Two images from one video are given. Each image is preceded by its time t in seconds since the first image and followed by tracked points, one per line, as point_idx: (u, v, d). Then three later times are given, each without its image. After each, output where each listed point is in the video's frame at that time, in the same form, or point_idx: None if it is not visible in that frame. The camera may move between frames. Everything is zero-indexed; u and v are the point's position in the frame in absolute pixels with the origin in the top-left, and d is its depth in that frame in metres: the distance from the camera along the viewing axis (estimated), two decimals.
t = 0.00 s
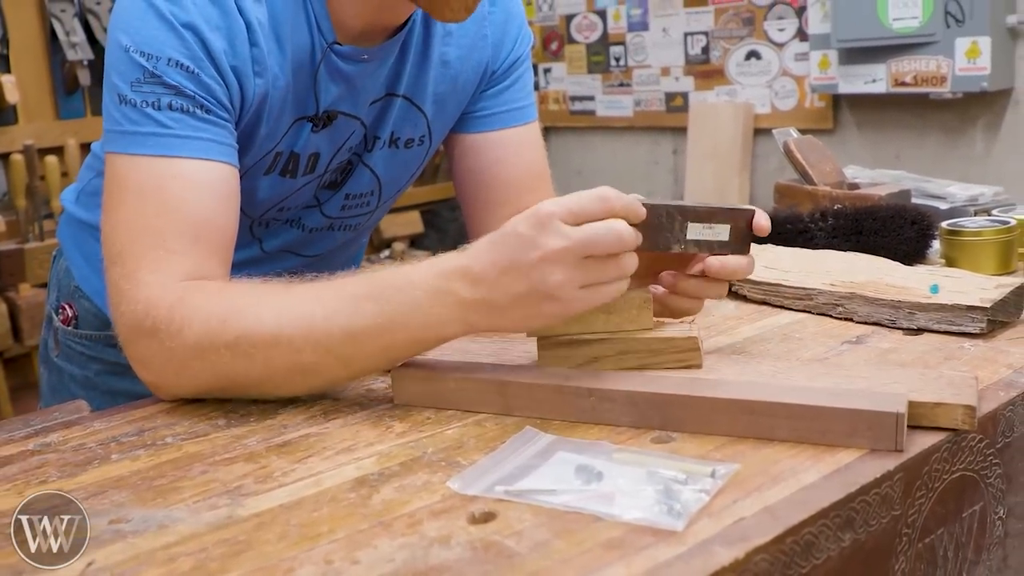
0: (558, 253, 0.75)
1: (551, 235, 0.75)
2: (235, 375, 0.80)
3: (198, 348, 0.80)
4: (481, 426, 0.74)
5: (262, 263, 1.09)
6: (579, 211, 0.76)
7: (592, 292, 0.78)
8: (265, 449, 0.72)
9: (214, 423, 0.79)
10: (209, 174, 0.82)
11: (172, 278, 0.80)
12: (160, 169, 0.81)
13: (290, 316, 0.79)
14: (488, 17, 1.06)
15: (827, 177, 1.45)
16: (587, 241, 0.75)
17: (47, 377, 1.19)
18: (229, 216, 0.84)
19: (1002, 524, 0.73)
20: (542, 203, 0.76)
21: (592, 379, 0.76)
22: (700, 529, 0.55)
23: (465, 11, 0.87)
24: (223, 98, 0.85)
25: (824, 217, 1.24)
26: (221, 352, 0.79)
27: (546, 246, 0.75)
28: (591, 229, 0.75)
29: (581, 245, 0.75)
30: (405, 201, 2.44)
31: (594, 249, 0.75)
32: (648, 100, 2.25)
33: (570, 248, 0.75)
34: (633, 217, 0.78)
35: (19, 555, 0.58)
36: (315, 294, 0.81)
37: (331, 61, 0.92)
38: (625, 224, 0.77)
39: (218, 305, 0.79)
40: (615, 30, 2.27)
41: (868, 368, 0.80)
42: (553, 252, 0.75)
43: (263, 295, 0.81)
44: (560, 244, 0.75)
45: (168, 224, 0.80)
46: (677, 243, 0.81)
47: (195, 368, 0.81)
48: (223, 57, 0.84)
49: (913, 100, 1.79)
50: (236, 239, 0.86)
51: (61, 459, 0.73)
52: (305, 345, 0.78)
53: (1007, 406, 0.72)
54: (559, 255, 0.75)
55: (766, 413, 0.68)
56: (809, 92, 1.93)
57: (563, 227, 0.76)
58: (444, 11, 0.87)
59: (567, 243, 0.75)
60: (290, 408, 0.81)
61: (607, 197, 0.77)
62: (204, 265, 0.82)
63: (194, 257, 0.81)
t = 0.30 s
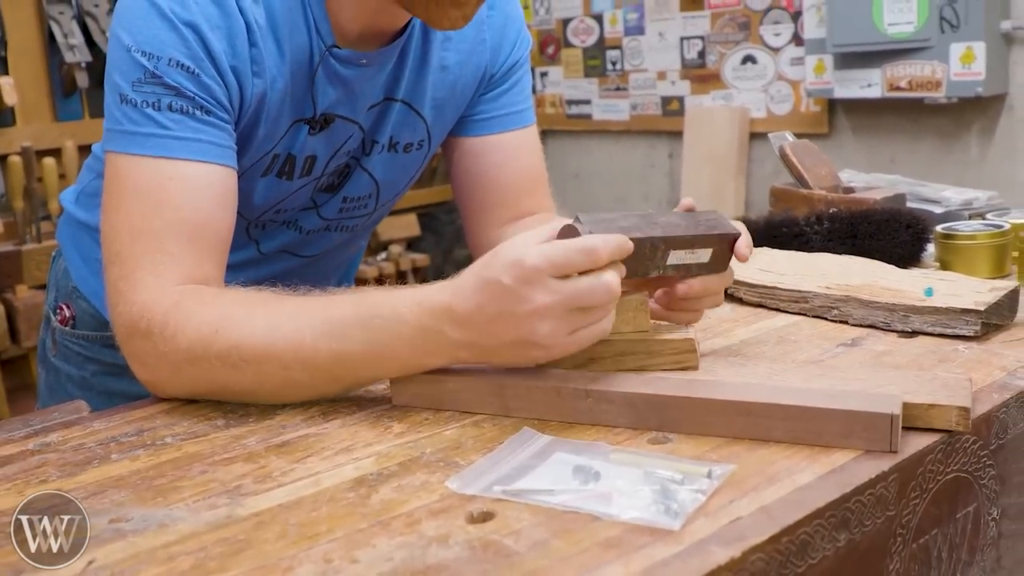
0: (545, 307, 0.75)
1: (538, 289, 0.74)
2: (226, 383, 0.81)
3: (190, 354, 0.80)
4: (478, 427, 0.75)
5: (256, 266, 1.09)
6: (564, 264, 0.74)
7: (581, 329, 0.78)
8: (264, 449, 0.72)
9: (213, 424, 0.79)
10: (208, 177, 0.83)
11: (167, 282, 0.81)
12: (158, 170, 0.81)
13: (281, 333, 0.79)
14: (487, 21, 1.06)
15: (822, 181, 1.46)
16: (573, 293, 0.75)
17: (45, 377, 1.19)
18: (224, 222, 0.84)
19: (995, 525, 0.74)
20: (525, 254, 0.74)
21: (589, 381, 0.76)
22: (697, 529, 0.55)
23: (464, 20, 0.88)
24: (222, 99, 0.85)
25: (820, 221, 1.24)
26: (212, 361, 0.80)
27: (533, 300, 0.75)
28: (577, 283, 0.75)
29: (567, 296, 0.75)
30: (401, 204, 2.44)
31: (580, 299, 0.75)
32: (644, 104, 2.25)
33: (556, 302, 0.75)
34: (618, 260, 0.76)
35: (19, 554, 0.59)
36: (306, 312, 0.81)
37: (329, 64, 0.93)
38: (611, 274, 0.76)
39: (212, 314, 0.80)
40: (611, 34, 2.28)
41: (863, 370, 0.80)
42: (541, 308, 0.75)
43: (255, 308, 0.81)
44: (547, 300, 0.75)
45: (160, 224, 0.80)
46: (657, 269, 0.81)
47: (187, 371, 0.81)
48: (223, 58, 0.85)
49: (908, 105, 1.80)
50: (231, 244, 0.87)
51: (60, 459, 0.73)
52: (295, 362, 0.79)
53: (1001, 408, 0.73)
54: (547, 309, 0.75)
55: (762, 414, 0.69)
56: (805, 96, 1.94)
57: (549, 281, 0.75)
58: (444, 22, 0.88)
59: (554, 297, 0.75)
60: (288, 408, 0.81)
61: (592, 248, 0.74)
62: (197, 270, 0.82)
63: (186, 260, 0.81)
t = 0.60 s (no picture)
0: (539, 294, 0.75)
1: (531, 277, 0.75)
2: (227, 386, 0.81)
3: (192, 357, 0.81)
4: (477, 430, 0.75)
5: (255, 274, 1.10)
6: (557, 250, 0.75)
7: (577, 321, 0.78)
8: (263, 452, 0.72)
9: (212, 427, 0.79)
10: (204, 182, 0.83)
11: (168, 287, 0.81)
12: (153, 176, 0.81)
13: (283, 334, 0.80)
14: (484, 28, 1.06)
15: (820, 185, 1.46)
16: (567, 280, 0.75)
17: (47, 380, 1.20)
18: (221, 226, 0.85)
19: (992, 529, 0.74)
20: (516, 243, 0.75)
21: (588, 384, 0.77)
22: (695, 532, 0.56)
23: (473, 25, 0.88)
24: (216, 103, 0.85)
25: (817, 225, 1.25)
26: (213, 364, 0.80)
27: (526, 289, 0.75)
28: (570, 270, 0.75)
29: (561, 284, 0.75)
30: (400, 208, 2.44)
31: (574, 287, 0.76)
32: (642, 109, 2.26)
33: (550, 289, 0.75)
34: (611, 249, 0.77)
35: (19, 555, 0.59)
36: (308, 315, 0.81)
37: (324, 70, 0.93)
38: (603, 260, 0.77)
39: (212, 318, 0.81)
40: (610, 39, 2.28)
41: (860, 373, 0.81)
42: (535, 295, 0.75)
43: (256, 312, 0.82)
44: (541, 287, 0.75)
45: (158, 230, 0.81)
46: (654, 269, 0.81)
47: (189, 375, 0.82)
48: (217, 63, 0.85)
49: (906, 110, 1.81)
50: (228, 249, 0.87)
51: (60, 461, 0.73)
52: (297, 363, 0.79)
53: (997, 412, 0.73)
54: (541, 296, 0.75)
55: (759, 417, 0.69)
56: (803, 101, 1.95)
57: (542, 269, 0.75)
58: (451, 30, 0.88)
59: (548, 284, 0.75)
60: (288, 412, 0.82)
61: (584, 234, 0.75)
62: (195, 275, 0.83)
63: (187, 265, 0.82)
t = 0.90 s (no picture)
0: (532, 283, 0.76)
1: (524, 266, 0.76)
2: (226, 386, 0.81)
3: (191, 356, 0.81)
4: (474, 430, 0.75)
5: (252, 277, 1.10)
6: (550, 240, 0.77)
7: (571, 312, 0.79)
8: (261, 452, 0.73)
9: (210, 428, 0.79)
10: (200, 184, 0.83)
11: (166, 288, 0.82)
12: (149, 177, 0.81)
13: (282, 333, 0.80)
14: (479, 32, 1.06)
15: (816, 187, 1.47)
16: (560, 268, 0.76)
17: (47, 381, 1.20)
18: (218, 228, 0.85)
19: (988, 528, 0.74)
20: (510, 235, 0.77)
21: (585, 384, 0.77)
22: (691, 531, 0.56)
23: (469, 30, 0.89)
24: (212, 105, 0.86)
25: (814, 227, 1.25)
26: (213, 363, 0.81)
27: (520, 277, 0.76)
28: (564, 259, 0.77)
29: (554, 272, 0.76)
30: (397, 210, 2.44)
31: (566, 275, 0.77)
32: (640, 110, 2.26)
33: (543, 277, 0.76)
34: (605, 243, 0.79)
35: (19, 555, 0.59)
36: (307, 315, 0.82)
37: (319, 74, 0.93)
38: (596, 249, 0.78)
39: (211, 320, 0.81)
40: (607, 41, 2.29)
41: (856, 374, 0.81)
42: (528, 284, 0.76)
43: (254, 312, 0.82)
44: (534, 275, 0.76)
45: (156, 231, 0.81)
46: (650, 272, 0.83)
47: (188, 374, 0.82)
48: (212, 65, 0.85)
49: (902, 111, 1.81)
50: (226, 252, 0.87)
51: (58, 462, 0.73)
52: (296, 362, 0.79)
53: (993, 412, 0.73)
54: (533, 286, 0.76)
55: (756, 417, 0.69)
56: (799, 103, 1.95)
57: (535, 259, 0.76)
58: (447, 34, 0.88)
59: (541, 273, 0.76)
60: (286, 412, 0.82)
61: (577, 224, 0.77)
62: (193, 277, 0.83)
63: (186, 266, 0.82)
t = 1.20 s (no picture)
0: (525, 294, 0.76)
1: (517, 277, 0.76)
2: (220, 388, 0.81)
3: (185, 358, 0.81)
4: (470, 431, 0.75)
5: (246, 279, 1.10)
6: (542, 250, 0.77)
7: (564, 321, 0.79)
8: (256, 454, 0.73)
9: (205, 429, 0.79)
10: (194, 185, 0.83)
11: (160, 290, 0.82)
12: (144, 179, 0.82)
13: (277, 336, 0.80)
14: (473, 33, 1.06)
15: (812, 188, 1.47)
16: (552, 279, 0.76)
17: (42, 382, 1.20)
18: (212, 230, 0.85)
19: (983, 528, 0.75)
20: (504, 245, 0.77)
21: (580, 385, 0.77)
22: (686, 532, 0.56)
23: (461, 30, 0.89)
24: (205, 107, 0.86)
25: (810, 228, 1.25)
26: (207, 365, 0.81)
27: (512, 288, 0.76)
28: (557, 270, 0.77)
29: (547, 284, 0.76)
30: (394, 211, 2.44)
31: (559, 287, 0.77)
32: (636, 112, 2.26)
33: (536, 289, 0.76)
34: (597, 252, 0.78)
35: (18, 555, 0.59)
36: (302, 317, 0.82)
37: (312, 77, 0.93)
38: (589, 260, 0.78)
39: (205, 322, 0.81)
40: (603, 43, 2.29)
41: (851, 375, 0.81)
42: (520, 295, 0.76)
43: (249, 314, 0.82)
44: (526, 286, 0.76)
45: (150, 233, 0.81)
46: (638, 277, 0.82)
47: (181, 376, 0.82)
48: (205, 67, 0.85)
49: (898, 112, 1.81)
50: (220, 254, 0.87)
51: (54, 464, 0.73)
52: (291, 364, 0.79)
53: (987, 412, 0.74)
54: (525, 296, 0.76)
55: (751, 418, 0.69)
56: (795, 104, 1.95)
57: (528, 269, 0.77)
58: (439, 36, 0.88)
59: (533, 284, 0.76)
60: (281, 414, 0.82)
61: (569, 233, 0.77)
62: (188, 279, 0.83)
63: (180, 268, 0.82)
